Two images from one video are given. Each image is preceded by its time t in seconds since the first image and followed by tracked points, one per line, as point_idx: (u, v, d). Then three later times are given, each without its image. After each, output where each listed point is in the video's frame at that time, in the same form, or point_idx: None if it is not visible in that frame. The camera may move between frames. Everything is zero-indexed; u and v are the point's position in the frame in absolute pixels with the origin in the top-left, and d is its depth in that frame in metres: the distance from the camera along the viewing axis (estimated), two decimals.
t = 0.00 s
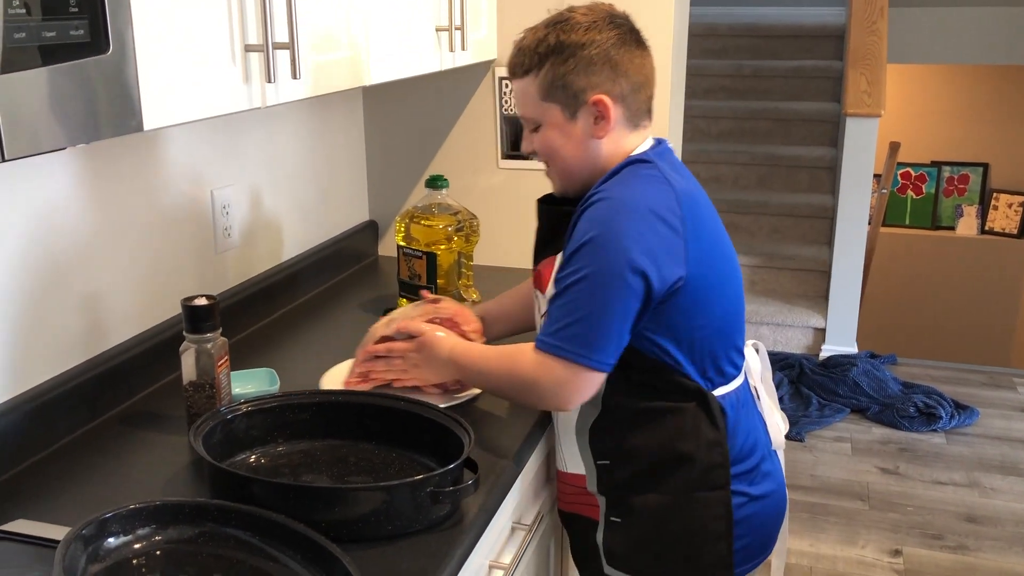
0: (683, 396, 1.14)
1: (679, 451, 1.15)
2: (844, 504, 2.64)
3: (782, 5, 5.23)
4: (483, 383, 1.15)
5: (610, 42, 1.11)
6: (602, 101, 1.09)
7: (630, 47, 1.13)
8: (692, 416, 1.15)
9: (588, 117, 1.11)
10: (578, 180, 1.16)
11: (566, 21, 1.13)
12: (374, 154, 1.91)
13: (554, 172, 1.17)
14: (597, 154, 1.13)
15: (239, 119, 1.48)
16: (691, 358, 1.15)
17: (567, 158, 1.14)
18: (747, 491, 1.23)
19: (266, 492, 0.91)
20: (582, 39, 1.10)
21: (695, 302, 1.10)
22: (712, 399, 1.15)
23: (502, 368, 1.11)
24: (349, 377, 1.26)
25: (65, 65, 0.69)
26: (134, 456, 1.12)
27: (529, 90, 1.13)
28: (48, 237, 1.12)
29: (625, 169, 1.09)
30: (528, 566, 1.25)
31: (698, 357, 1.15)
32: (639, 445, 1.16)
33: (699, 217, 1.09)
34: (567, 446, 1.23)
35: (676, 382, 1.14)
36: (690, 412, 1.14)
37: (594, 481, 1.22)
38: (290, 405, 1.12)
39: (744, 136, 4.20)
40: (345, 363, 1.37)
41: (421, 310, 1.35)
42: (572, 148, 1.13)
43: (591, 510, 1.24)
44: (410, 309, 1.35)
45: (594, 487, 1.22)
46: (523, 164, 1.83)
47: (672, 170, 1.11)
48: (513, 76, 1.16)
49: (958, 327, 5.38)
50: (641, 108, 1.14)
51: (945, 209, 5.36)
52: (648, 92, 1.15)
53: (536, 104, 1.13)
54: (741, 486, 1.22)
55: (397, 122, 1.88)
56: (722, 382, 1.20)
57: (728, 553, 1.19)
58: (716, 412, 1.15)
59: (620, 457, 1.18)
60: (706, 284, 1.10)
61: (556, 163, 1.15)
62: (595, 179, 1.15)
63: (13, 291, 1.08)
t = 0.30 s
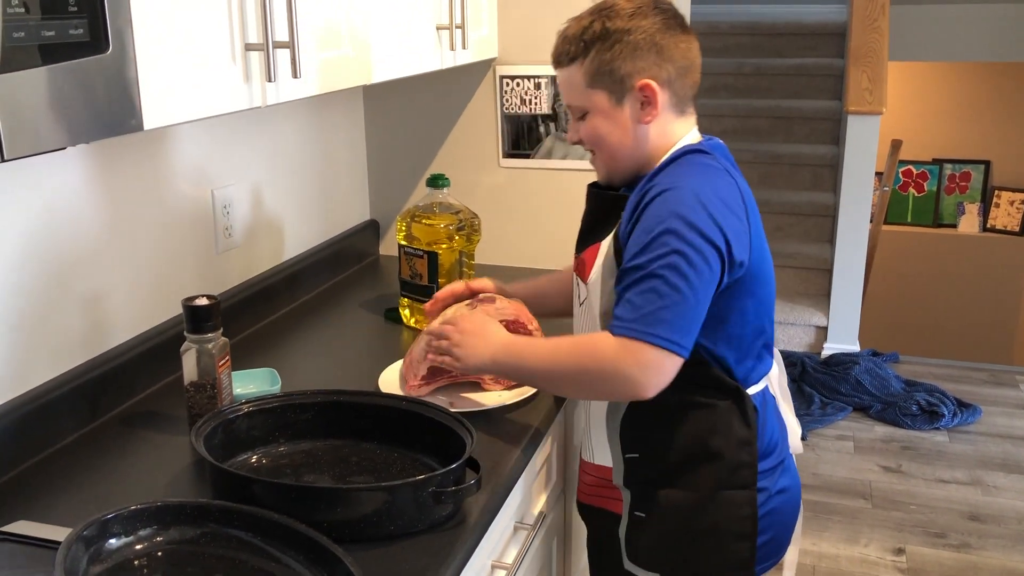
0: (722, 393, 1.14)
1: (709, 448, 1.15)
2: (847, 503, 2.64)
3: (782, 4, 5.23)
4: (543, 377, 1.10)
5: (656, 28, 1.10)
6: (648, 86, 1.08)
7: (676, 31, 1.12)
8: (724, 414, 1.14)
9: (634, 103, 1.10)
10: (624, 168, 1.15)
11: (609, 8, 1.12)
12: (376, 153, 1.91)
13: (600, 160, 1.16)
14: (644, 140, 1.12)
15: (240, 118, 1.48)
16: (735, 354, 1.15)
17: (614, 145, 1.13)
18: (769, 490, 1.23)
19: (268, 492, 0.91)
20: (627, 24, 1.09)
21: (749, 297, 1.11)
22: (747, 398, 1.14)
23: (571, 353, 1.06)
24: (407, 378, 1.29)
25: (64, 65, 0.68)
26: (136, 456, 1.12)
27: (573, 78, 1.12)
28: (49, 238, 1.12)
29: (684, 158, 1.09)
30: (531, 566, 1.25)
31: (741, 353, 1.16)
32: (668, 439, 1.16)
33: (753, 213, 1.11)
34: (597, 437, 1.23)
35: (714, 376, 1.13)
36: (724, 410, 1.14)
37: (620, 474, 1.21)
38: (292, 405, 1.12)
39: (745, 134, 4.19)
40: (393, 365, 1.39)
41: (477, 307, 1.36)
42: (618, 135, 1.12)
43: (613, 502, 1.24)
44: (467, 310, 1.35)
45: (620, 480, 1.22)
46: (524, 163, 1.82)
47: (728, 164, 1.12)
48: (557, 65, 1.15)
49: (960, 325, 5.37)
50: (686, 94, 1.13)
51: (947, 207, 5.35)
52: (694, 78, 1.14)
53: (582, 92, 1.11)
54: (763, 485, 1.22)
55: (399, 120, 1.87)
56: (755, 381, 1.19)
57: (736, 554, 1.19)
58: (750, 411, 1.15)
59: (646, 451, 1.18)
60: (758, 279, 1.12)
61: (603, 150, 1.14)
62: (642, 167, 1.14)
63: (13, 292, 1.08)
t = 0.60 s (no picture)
0: (727, 407, 1.14)
1: (714, 462, 1.15)
2: (847, 502, 2.64)
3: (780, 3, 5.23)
4: (490, 366, 1.14)
5: (695, 27, 1.08)
6: (683, 89, 1.06)
7: (716, 32, 1.10)
8: (729, 428, 1.14)
9: (667, 105, 1.08)
10: (650, 169, 1.14)
11: (647, 3, 1.10)
12: (374, 155, 1.91)
13: (627, 158, 1.14)
14: (674, 143, 1.11)
15: (239, 122, 1.48)
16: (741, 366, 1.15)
17: (643, 145, 1.11)
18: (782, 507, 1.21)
19: (269, 494, 0.91)
20: (666, 22, 1.07)
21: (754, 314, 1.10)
22: (755, 415, 1.14)
23: (517, 344, 1.10)
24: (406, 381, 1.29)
25: (63, 69, 0.68)
26: (135, 460, 1.12)
27: (606, 73, 1.10)
28: (49, 241, 1.12)
29: (708, 168, 1.08)
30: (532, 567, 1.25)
31: (745, 366, 1.16)
32: (673, 451, 1.16)
33: (772, 232, 1.10)
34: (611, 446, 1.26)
35: (718, 389, 1.13)
36: (729, 424, 1.14)
37: (625, 485, 1.22)
38: (292, 408, 1.12)
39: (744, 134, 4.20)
40: (393, 368, 1.39)
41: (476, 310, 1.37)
42: (648, 135, 1.10)
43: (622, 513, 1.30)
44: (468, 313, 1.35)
45: (625, 492, 1.22)
46: (524, 164, 1.82)
47: (755, 178, 1.10)
48: (590, 55, 1.13)
49: (960, 324, 5.37)
50: (721, 98, 1.12)
51: (946, 205, 5.34)
52: (730, 82, 1.12)
53: (614, 88, 1.10)
54: (775, 502, 1.21)
55: (398, 122, 1.87)
56: (765, 397, 1.19)
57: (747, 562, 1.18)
58: (757, 428, 1.14)
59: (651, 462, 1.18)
60: (767, 296, 1.11)
61: (632, 149, 1.12)
62: (668, 170, 1.13)
63: (14, 296, 1.08)
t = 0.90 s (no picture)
0: (725, 413, 1.13)
1: (714, 466, 1.14)
2: (845, 502, 2.64)
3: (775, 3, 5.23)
4: (477, 368, 1.15)
5: (676, 36, 1.06)
6: (664, 102, 1.05)
7: (697, 38, 1.08)
8: (729, 433, 1.14)
9: (650, 118, 1.07)
10: (638, 180, 1.14)
11: (626, 12, 1.08)
12: (369, 158, 1.91)
13: (615, 170, 1.15)
14: (659, 154, 1.11)
15: (233, 127, 1.47)
16: (737, 377, 1.14)
17: (629, 158, 1.12)
18: (786, 512, 1.21)
19: (264, 500, 0.91)
20: (645, 33, 1.05)
21: (747, 324, 1.10)
22: (753, 420, 1.13)
23: (504, 347, 1.12)
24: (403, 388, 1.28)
25: (56, 75, 0.68)
26: (130, 466, 1.11)
27: (587, 88, 1.10)
28: (42, 247, 1.12)
29: (698, 176, 1.07)
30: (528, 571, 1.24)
31: (744, 373, 1.15)
32: (673, 457, 1.16)
33: (763, 239, 1.09)
34: (608, 455, 1.26)
35: (716, 398, 1.13)
36: (728, 430, 1.13)
37: (625, 493, 1.22)
38: (287, 413, 1.11)
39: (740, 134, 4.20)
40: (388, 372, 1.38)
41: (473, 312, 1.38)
42: (633, 148, 1.10)
43: (619, 524, 1.30)
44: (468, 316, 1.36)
45: (625, 499, 1.22)
46: (519, 166, 1.82)
47: (745, 184, 1.10)
48: (571, 69, 1.13)
49: (958, 323, 5.37)
50: (707, 105, 1.10)
51: (942, 204, 5.34)
52: (716, 87, 1.11)
53: (595, 103, 1.10)
54: (778, 506, 1.20)
55: (393, 125, 1.87)
56: (766, 399, 1.18)
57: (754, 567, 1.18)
58: (756, 433, 1.14)
59: (651, 468, 1.18)
60: (760, 305, 1.10)
61: (619, 162, 1.13)
62: (656, 180, 1.13)
63: (7, 302, 1.07)
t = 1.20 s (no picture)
0: (724, 397, 1.14)
1: (718, 453, 1.15)
2: (841, 503, 2.64)
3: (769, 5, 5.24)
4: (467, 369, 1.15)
5: (644, 43, 1.07)
6: (638, 107, 1.06)
7: (664, 44, 1.09)
8: (730, 417, 1.14)
9: (625, 123, 1.08)
10: (618, 186, 1.14)
11: (594, 23, 1.09)
12: (363, 161, 1.91)
13: (595, 178, 1.15)
14: (636, 159, 1.11)
15: (227, 131, 1.47)
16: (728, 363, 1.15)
17: (607, 164, 1.12)
18: (790, 489, 1.22)
19: (258, 505, 0.91)
20: (613, 42, 1.06)
21: (737, 315, 1.11)
22: (751, 399, 1.15)
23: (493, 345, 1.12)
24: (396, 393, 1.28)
25: (47, 80, 0.68)
26: (124, 471, 1.11)
27: (562, 98, 1.10)
28: (35, 252, 1.11)
29: (683, 172, 1.08)
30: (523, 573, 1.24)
31: (735, 363, 1.16)
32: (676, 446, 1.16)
33: (749, 231, 1.10)
34: (612, 455, 1.25)
35: (717, 385, 1.14)
36: (730, 414, 1.14)
37: (631, 486, 1.21)
38: (281, 417, 1.11)
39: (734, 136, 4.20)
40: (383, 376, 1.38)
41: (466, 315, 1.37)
42: (610, 154, 1.11)
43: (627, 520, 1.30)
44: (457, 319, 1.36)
45: (631, 493, 1.22)
46: (513, 169, 1.82)
47: (727, 178, 1.11)
48: (546, 83, 1.13)
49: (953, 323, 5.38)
50: (680, 108, 1.11)
51: (936, 205, 5.36)
52: (687, 90, 1.12)
53: (571, 111, 1.10)
54: (783, 485, 1.22)
55: (387, 128, 1.87)
56: (760, 382, 1.19)
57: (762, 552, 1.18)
58: (755, 411, 1.15)
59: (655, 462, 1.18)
60: (749, 296, 1.11)
61: (598, 169, 1.13)
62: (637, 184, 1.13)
63: None
